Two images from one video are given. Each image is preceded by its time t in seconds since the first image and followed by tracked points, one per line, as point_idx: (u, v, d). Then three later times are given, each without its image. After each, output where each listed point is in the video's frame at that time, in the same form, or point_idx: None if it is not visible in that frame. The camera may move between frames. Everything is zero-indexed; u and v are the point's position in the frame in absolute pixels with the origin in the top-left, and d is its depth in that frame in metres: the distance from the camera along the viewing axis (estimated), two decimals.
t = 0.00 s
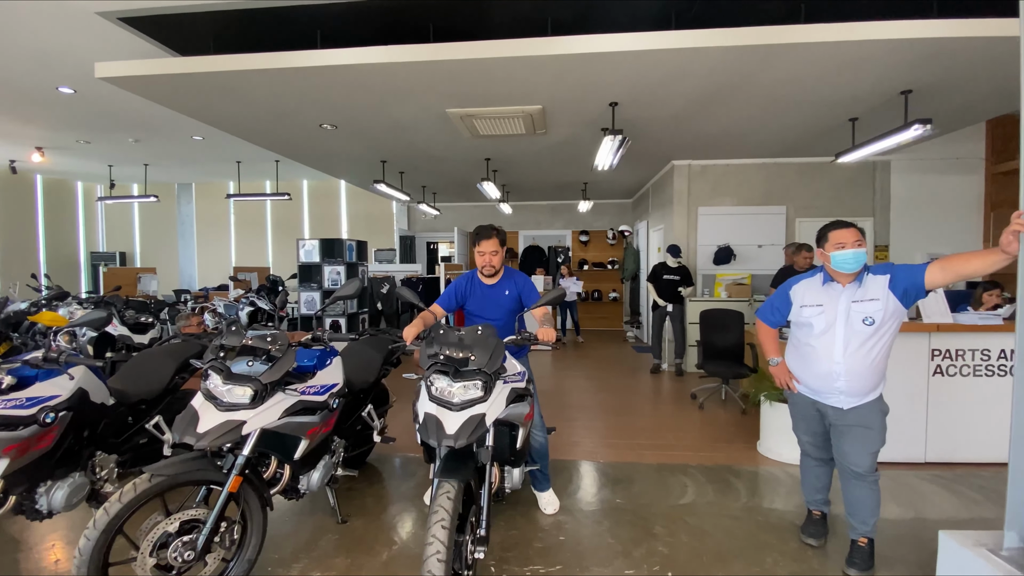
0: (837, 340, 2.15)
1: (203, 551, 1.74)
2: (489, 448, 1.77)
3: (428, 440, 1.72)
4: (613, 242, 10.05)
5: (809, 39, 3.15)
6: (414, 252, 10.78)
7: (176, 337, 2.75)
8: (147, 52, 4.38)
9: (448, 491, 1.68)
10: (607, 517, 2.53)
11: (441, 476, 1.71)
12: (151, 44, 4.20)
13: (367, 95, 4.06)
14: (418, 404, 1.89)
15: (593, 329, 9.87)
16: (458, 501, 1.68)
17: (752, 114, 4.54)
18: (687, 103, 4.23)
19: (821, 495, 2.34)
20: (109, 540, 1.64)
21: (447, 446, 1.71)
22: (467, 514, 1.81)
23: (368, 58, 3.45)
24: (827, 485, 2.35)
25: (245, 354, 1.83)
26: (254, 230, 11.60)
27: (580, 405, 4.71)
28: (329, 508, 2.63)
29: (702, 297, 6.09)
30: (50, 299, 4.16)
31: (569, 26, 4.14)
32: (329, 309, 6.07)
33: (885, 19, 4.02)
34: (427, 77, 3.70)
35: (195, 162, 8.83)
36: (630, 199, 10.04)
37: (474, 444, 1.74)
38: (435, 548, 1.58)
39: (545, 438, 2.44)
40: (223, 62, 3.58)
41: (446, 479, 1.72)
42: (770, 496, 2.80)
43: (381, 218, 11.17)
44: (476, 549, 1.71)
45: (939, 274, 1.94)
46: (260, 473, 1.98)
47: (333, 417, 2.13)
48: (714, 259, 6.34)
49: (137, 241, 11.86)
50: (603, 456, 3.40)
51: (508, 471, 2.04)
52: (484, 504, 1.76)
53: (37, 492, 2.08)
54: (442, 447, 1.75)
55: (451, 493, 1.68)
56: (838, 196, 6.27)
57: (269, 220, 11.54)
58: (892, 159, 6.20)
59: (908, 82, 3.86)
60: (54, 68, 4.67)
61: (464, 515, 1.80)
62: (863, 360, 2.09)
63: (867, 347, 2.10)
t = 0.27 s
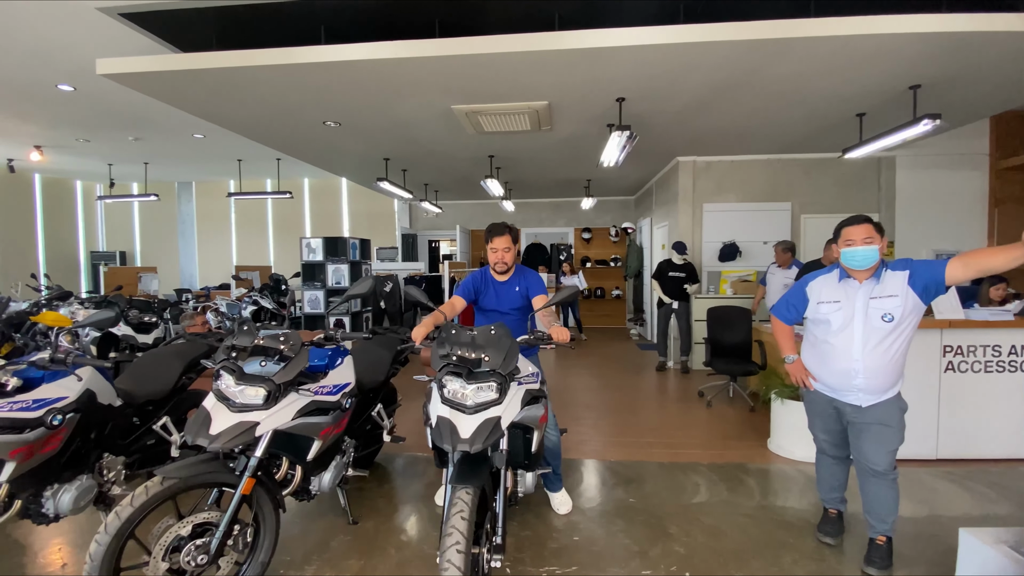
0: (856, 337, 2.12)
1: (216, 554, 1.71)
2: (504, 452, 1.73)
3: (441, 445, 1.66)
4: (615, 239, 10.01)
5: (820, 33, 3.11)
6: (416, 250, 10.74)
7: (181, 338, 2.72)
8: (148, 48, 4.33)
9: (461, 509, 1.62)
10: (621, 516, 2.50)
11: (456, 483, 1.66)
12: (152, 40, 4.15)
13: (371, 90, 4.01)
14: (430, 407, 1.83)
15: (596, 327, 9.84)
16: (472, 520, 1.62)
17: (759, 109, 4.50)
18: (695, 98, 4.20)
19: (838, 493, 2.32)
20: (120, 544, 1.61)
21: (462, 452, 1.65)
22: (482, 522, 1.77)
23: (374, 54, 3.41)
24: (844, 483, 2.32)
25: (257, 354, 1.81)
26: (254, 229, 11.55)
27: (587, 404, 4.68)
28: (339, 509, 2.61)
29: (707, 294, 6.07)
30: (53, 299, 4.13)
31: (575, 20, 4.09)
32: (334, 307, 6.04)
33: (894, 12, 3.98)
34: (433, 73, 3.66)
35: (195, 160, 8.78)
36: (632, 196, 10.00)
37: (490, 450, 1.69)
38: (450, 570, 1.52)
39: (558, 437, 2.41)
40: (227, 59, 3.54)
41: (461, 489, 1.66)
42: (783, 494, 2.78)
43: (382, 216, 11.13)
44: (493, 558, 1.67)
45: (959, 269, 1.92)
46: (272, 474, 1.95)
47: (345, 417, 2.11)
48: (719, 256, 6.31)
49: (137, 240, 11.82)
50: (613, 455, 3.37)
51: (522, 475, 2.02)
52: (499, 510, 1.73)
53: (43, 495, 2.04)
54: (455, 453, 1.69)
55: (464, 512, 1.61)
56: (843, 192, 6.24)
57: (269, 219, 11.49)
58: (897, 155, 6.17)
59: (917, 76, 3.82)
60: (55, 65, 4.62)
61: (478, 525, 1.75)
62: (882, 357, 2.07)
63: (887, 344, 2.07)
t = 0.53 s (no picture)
0: (872, 331, 2.12)
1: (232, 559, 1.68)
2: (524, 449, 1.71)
3: (463, 443, 1.64)
4: (613, 233, 10.00)
5: (828, 25, 3.09)
6: (413, 246, 10.66)
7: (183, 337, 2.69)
8: (142, 41, 4.23)
9: (486, 502, 1.62)
10: (634, 512, 2.49)
11: (479, 481, 1.65)
12: (146, 32, 4.05)
13: (373, 84, 3.95)
14: (448, 405, 1.81)
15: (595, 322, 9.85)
16: (497, 515, 1.61)
17: (763, 102, 4.48)
18: (699, 90, 4.17)
19: (852, 487, 2.32)
20: (135, 551, 1.58)
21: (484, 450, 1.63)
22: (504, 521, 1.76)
23: (378, 46, 3.35)
24: (857, 477, 2.33)
25: (270, 354, 1.77)
26: (249, 225, 11.43)
27: (591, 399, 4.68)
28: (350, 508, 2.58)
29: (707, 288, 6.08)
30: (49, 298, 4.05)
31: (579, 12, 4.04)
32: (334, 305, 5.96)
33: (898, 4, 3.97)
34: (436, 65, 3.60)
35: (188, 156, 8.65)
36: (630, 190, 9.98)
37: (510, 448, 1.68)
38: (478, 566, 1.51)
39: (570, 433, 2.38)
40: (226, 51, 3.46)
41: (484, 486, 1.65)
42: (794, 487, 2.78)
43: (379, 211, 11.04)
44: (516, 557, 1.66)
45: (977, 263, 1.91)
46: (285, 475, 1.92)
47: (358, 417, 2.08)
48: (719, 249, 6.31)
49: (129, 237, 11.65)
50: (621, 450, 3.37)
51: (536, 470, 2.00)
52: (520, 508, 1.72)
53: (49, 501, 1.99)
54: (476, 451, 1.67)
55: (490, 505, 1.61)
56: (842, 185, 6.25)
57: (264, 215, 11.36)
58: (896, 148, 6.19)
59: (921, 69, 3.81)
60: (45, 58, 4.50)
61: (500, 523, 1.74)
62: (898, 351, 2.07)
63: (903, 338, 2.07)
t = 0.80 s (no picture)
0: (885, 322, 2.12)
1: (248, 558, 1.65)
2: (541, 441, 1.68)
3: (481, 437, 1.63)
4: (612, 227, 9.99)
5: (835, 16, 3.08)
6: (411, 241, 10.61)
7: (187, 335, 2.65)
8: (137, 34, 4.15)
9: (507, 491, 1.65)
10: (646, 505, 2.49)
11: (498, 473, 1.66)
12: (141, 26, 3.97)
13: (374, 77, 3.90)
14: (464, 399, 1.79)
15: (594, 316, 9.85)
16: (519, 502, 1.64)
17: (765, 94, 4.47)
18: (702, 83, 4.15)
19: (862, 478, 2.32)
20: (151, 551, 1.56)
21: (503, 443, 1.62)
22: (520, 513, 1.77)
23: (380, 39, 3.31)
24: (867, 467, 2.33)
25: (283, 351, 1.75)
26: (244, 222, 11.33)
27: (595, 392, 4.68)
28: (360, 505, 2.56)
29: (708, 281, 6.09)
30: (46, 297, 4.00)
31: (582, 4, 4.01)
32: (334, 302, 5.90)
33: None
34: (438, 58, 3.56)
35: (183, 152, 8.54)
36: (628, 184, 9.97)
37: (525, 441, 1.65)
38: (502, 551, 1.54)
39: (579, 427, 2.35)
40: (225, 44, 3.40)
41: (503, 477, 1.66)
42: (803, 478, 2.79)
43: (376, 206, 10.97)
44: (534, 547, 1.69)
45: (992, 252, 1.91)
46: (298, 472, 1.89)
47: (371, 413, 2.06)
48: (719, 242, 6.32)
49: (123, 235, 11.53)
50: (628, 443, 3.37)
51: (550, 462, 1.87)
52: (537, 499, 1.74)
53: (58, 502, 1.96)
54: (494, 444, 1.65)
55: (511, 493, 1.64)
56: (841, 177, 6.27)
57: (259, 211, 11.26)
58: (895, 140, 6.20)
59: (925, 59, 3.81)
60: (37, 53, 4.42)
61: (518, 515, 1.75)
62: (911, 342, 2.07)
63: (916, 328, 2.07)
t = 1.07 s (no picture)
0: (892, 315, 2.12)
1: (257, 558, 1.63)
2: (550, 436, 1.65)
3: (491, 432, 1.60)
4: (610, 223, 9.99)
5: (837, 9, 3.07)
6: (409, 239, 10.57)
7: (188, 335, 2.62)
8: (132, 29, 4.10)
9: (519, 486, 1.63)
10: (654, 501, 2.49)
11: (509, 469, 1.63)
12: (136, 20, 3.92)
13: (373, 71, 3.86)
14: (473, 395, 1.78)
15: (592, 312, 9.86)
16: (531, 497, 1.62)
17: (766, 88, 4.46)
18: (703, 77, 4.15)
19: (868, 470, 2.33)
20: (159, 552, 1.54)
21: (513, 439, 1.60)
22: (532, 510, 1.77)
23: (381, 32, 3.27)
24: (874, 460, 2.33)
25: (290, 349, 1.73)
26: (240, 220, 11.25)
27: (597, 389, 4.67)
28: (366, 504, 2.54)
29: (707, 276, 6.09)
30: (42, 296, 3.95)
31: None
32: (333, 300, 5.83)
33: None
34: (438, 52, 3.53)
35: (177, 149, 8.46)
36: (626, 180, 9.96)
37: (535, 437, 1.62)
38: (515, 546, 1.54)
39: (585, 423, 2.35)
40: (223, 39, 3.36)
41: (514, 474, 1.63)
42: (808, 472, 2.80)
43: (373, 204, 10.92)
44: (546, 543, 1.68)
45: (1001, 245, 1.93)
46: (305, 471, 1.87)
47: (378, 411, 2.04)
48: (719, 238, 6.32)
49: (117, 234, 11.42)
50: (632, 439, 3.37)
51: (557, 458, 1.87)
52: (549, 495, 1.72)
53: (61, 503, 1.94)
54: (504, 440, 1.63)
55: (523, 488, 1.62)
56: (840, 172, 6.28)
57: (255, 209, 11.18)
58: (892, 134, 6.22)
59: (925, 53, 3.81)
60: (30, 49, 4.35)
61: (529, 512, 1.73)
62: (918, 335, 2.07)
63: (924, 321, 2.07)
